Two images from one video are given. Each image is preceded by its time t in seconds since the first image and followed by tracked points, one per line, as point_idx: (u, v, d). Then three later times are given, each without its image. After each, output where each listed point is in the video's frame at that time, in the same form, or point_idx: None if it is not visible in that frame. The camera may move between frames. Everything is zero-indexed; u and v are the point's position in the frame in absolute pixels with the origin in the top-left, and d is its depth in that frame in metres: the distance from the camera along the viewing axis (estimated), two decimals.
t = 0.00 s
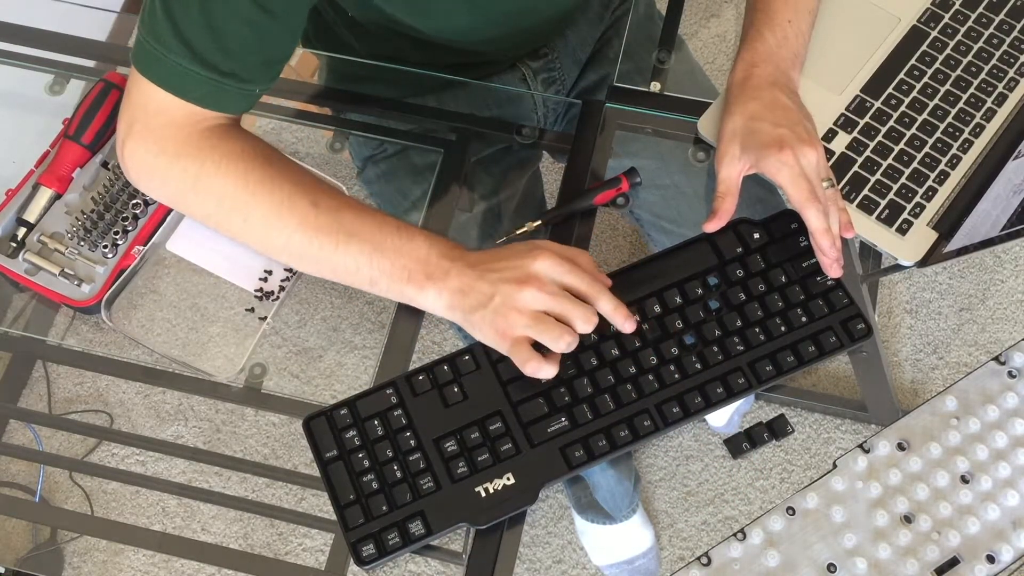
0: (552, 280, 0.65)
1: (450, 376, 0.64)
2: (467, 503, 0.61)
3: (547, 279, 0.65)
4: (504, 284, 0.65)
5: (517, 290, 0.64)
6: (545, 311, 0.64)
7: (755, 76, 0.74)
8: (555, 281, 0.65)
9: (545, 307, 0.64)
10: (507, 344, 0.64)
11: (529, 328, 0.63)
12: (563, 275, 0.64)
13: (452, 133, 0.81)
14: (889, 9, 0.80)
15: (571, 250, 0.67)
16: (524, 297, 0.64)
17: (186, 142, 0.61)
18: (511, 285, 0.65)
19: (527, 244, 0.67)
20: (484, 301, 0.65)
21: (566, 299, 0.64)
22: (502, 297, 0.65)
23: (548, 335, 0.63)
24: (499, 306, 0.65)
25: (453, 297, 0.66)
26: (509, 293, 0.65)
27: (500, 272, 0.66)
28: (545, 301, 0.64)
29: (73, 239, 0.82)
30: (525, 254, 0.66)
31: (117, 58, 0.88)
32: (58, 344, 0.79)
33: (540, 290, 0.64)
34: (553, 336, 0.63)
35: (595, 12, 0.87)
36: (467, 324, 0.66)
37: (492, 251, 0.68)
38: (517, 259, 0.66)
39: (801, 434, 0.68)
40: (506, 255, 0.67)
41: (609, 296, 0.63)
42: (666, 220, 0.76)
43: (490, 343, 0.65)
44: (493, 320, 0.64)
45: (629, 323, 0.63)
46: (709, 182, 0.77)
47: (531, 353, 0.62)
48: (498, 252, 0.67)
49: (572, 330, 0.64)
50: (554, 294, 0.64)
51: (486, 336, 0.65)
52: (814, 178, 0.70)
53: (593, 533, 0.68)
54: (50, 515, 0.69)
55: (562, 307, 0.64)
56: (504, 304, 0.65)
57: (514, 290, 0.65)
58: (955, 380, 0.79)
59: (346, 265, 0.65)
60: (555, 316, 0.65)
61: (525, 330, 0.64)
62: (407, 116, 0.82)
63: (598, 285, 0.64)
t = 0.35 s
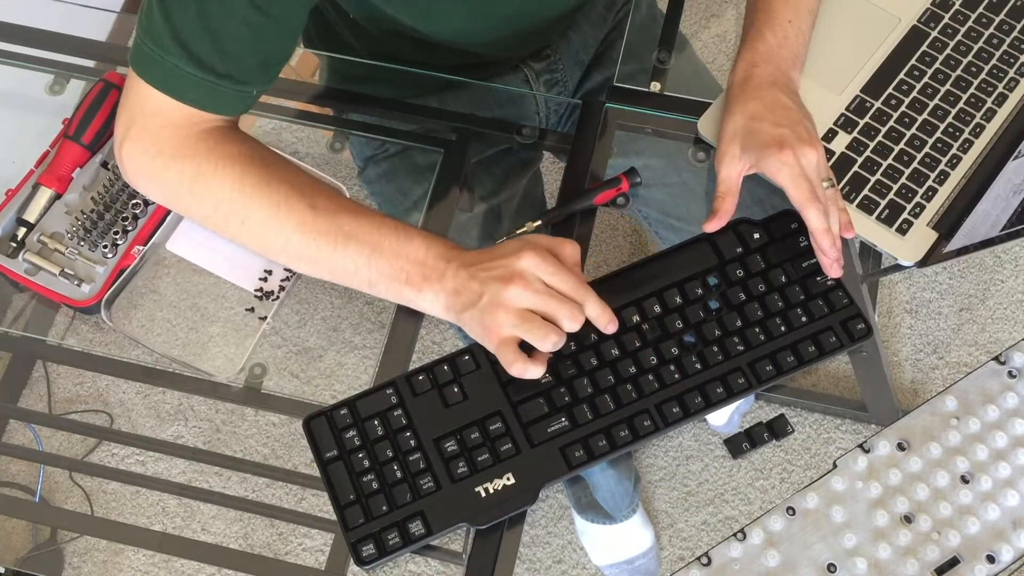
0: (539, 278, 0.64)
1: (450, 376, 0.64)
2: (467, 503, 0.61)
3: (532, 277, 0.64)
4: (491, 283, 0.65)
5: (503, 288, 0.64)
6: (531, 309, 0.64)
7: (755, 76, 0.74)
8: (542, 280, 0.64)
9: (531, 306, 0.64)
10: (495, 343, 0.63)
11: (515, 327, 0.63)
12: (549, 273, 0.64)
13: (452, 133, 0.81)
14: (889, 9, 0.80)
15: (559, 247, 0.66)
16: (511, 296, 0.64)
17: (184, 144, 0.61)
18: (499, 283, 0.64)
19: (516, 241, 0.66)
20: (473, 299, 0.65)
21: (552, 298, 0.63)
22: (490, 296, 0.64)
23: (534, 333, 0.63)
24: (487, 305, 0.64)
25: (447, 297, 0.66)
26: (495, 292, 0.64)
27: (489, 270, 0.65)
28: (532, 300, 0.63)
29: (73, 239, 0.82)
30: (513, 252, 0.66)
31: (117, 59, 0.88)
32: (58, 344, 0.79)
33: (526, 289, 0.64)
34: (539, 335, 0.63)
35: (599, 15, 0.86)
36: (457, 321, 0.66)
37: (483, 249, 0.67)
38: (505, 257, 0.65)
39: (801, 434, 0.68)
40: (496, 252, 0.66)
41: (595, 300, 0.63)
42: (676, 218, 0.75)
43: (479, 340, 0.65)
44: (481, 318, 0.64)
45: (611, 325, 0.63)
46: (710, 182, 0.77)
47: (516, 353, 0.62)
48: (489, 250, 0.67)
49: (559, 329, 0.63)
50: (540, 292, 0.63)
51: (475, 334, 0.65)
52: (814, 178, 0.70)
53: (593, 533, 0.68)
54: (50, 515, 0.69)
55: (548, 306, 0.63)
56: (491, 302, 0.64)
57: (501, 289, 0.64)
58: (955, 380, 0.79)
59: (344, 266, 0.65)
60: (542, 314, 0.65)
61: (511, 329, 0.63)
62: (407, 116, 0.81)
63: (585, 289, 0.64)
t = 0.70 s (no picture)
0: (547, 281, 0.65)
1: (451, 376, 0.64)
2: (467, 503, 0.61)
3: (542, 281, 0.65)
4: (500, 286, 0.65)
5: (511, 292, 0.64)
6: (540, 312, 0.64)
7: (755, 76, 0.74)
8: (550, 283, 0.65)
9: (541, 309, 0.64)
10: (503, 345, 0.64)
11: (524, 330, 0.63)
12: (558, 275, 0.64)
13: (452, 133, 0.81)
14: (888, 9, 0.80)
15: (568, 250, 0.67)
16: (520, 299, 0.64)
17: (186, 144, 0.61)
18: (508, 287, 0.65)
19: (523, 244, 0.67)
20: (480, 302, 0.65)
21: (561, 301, 0.64)
22: (497, 299, 0.65)
23: (543, 335, 0.63)
24: (494, 308, 0.65)
25: (450, 297, 0.66)
26: (503, 295, 0.65)
27: (497, 274, 0.66)
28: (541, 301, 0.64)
29: (73, 239, 0.83)
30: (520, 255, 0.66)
31: (118, 59, 0.88)
32: (58, 344, 0.79)
33: (535, 292, 0.64)
34: (548, 337, 0.63)
35: (599, 14, 0.87)
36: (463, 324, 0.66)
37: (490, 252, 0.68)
38: (513, 261, 0.66)
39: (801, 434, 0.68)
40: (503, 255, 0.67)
41: (605, 294, 0.63)
42: (676, 218, 0.75)
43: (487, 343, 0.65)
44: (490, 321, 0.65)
45: (627, 321, 0.63)
46: (710, 182, 0.77)
47: (524, 356, 0.63)
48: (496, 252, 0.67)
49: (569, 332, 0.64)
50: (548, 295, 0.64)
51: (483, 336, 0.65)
52: (814, 178, 0.70)
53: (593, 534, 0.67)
54: (50, 515, 0.69)
55: (557, 309, 0.64)
56: (498, 305, 0.65)
57: (510, 293, 0.65)
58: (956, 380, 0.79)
59: (345, 266, 0.65)
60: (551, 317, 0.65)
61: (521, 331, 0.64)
62: (407, 116, 0.81)
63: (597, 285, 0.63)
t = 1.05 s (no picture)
0: (554, 282, 0.65)
1: (451, 376, 0.64)
2: (467, 503, 0.61)
3: (549, 283, 0.65)
4: (507, 287, 0.65)
5: (519, 293, 0.65)
6: (548, 313, 0.64)
7: (755, 76, 0.74)
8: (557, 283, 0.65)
9: (549, 311, 0.64)
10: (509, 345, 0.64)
11: (531, 330, 0.64)
12: (564, 276, 0.65)
13: (452, 133, 0.81)
14: (888, 9, 0.80)
15: (575, 253, 0.67)
16: (527, 300, 0.64)
17: (188, 143, 0.61)
18: (515, 288, 0.65)
19: (529, 246, 0.67)
20: (486, 303, 0.65)
21: (568, 302, 0.64)
22: (505, 300, 0.65)
23: (550, 335, 0.63)
24: (503, 308, 0.65)
25: (453, 297, 0.66)
26: (512, 296, 0.65)
27: (506, 275, 0.66)
28: (547, 303, 0.64)
29: (73, 239, 0.83)
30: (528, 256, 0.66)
31: (118, 59, 0.88)
32: (58, 344, 0.79)
33: (543, 294, 0.64)
34: (554, 337, 0.63)
35: (599, 14, 0.87)
36: (468, 326, 0.66)
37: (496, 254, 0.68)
38: (521, 263, 0.66)
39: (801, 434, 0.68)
40: (511, 257, 0.67)
41: (611, 296, 0.63)
42: (676, 218, 0.75)
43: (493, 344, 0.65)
44: (496, 322, 0.65)
45: (631, 321, 0.63)
46: (710, 182, 0.77)
47: (529, 355, 0.62)
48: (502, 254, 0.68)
49: (575, 333, 0.64)
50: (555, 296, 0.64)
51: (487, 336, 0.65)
52: (814, 178, 0.70)
53: (593, 534, 0.66)
54: (50, 515, 0.69)
55: (564, 309, 0.64)
56: (507, 306, 0.65)
57: (518, 294, 0.65)
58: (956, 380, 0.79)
59: (347, 265, 0.65)
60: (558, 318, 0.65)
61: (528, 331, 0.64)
62: (407, 116, 0.82)
63: (602, 286, 0.64)
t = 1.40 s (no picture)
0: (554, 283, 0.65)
1: (451, 376, 0.65)
2: (467, 503, 0.61)
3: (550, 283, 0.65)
4: (507, 287, 0.65)
5: (520, 293, 0.65)
6: (548, 313, 0.64)
7: (755, 76, 0.75)
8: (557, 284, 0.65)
9: (549, 311, 0.64)
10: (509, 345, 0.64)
11: (531, 330, 0.64)
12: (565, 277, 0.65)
13: (452, 133, 0.81)
14: (888, 9, 0.80)
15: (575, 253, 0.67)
16: (527, 300, 0.65)
17: (188, 142, 0.61)
18: (516, 288, 0.65)
19: (528, 246, 0.67)
20: (486, 303, 0.65)
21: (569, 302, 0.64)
22: (505, 299, 0.65)
23: (550, 335, 0.63)
24: (503, 308, 0.65)
25: (452, 297, 0.66)
26: (512, 296, 0.65)
27: (506, 275, 0.66)
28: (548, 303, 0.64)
29: (73, 239, 0.83)
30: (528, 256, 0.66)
31: (118, 59, 0.88)
32: (58, 344, 0.79)
33: (543, 294, 0.64)
34: (555, 337, 0.63)
35: (598, 14, 0.87)
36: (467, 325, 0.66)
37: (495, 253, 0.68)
38: (521, 263, 0.66)
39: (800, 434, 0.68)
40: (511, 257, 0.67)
41: (610, 296, 0.63)
42: (676, 217, 0.75)
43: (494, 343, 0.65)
44: (496, 321, 0.65)
45: (630, 321, 0.63)
46: (710, 182, 0.77)
47: (530, 355, 0.63)
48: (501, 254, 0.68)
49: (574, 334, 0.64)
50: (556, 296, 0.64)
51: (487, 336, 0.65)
52: (814, 178, 0.70)
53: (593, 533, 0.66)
54: (50, 515, 0.69)
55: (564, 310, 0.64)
56: (507, 306, 0.65)
57: (518, 294, 0.65)
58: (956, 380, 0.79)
59: (347, 265, 0.65)
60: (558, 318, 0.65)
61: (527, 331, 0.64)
62: (407, 116, 0.81)
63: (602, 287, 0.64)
